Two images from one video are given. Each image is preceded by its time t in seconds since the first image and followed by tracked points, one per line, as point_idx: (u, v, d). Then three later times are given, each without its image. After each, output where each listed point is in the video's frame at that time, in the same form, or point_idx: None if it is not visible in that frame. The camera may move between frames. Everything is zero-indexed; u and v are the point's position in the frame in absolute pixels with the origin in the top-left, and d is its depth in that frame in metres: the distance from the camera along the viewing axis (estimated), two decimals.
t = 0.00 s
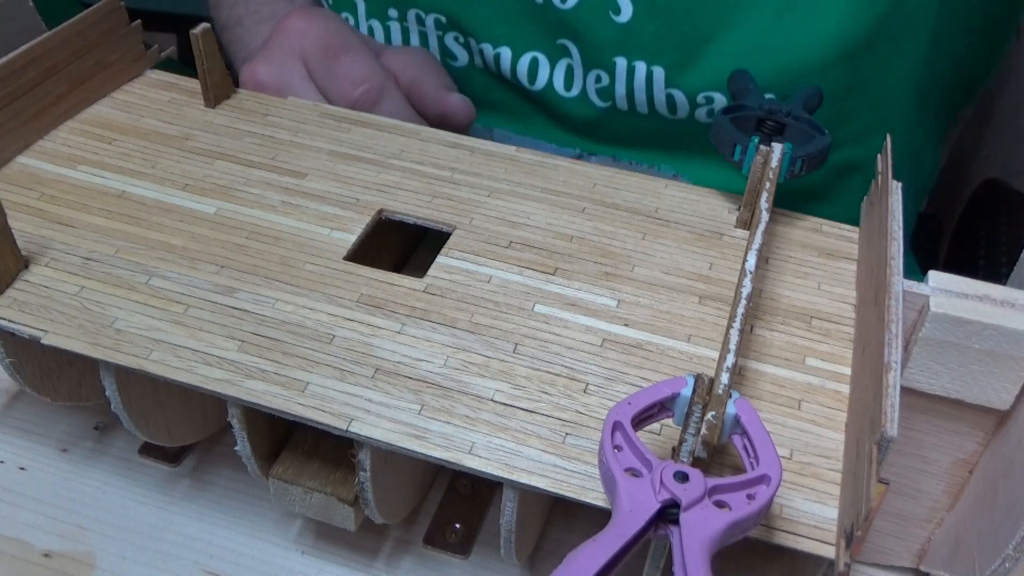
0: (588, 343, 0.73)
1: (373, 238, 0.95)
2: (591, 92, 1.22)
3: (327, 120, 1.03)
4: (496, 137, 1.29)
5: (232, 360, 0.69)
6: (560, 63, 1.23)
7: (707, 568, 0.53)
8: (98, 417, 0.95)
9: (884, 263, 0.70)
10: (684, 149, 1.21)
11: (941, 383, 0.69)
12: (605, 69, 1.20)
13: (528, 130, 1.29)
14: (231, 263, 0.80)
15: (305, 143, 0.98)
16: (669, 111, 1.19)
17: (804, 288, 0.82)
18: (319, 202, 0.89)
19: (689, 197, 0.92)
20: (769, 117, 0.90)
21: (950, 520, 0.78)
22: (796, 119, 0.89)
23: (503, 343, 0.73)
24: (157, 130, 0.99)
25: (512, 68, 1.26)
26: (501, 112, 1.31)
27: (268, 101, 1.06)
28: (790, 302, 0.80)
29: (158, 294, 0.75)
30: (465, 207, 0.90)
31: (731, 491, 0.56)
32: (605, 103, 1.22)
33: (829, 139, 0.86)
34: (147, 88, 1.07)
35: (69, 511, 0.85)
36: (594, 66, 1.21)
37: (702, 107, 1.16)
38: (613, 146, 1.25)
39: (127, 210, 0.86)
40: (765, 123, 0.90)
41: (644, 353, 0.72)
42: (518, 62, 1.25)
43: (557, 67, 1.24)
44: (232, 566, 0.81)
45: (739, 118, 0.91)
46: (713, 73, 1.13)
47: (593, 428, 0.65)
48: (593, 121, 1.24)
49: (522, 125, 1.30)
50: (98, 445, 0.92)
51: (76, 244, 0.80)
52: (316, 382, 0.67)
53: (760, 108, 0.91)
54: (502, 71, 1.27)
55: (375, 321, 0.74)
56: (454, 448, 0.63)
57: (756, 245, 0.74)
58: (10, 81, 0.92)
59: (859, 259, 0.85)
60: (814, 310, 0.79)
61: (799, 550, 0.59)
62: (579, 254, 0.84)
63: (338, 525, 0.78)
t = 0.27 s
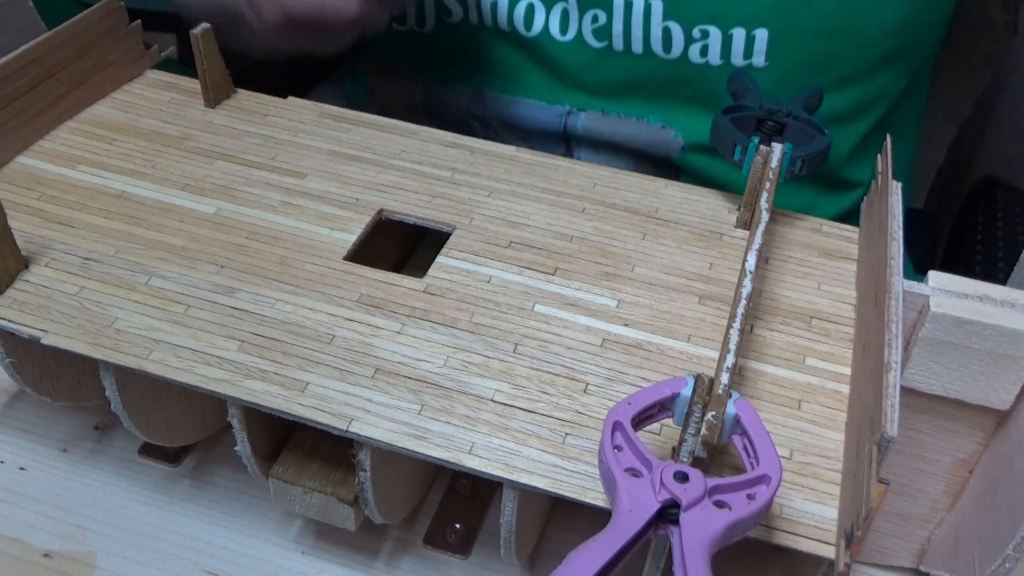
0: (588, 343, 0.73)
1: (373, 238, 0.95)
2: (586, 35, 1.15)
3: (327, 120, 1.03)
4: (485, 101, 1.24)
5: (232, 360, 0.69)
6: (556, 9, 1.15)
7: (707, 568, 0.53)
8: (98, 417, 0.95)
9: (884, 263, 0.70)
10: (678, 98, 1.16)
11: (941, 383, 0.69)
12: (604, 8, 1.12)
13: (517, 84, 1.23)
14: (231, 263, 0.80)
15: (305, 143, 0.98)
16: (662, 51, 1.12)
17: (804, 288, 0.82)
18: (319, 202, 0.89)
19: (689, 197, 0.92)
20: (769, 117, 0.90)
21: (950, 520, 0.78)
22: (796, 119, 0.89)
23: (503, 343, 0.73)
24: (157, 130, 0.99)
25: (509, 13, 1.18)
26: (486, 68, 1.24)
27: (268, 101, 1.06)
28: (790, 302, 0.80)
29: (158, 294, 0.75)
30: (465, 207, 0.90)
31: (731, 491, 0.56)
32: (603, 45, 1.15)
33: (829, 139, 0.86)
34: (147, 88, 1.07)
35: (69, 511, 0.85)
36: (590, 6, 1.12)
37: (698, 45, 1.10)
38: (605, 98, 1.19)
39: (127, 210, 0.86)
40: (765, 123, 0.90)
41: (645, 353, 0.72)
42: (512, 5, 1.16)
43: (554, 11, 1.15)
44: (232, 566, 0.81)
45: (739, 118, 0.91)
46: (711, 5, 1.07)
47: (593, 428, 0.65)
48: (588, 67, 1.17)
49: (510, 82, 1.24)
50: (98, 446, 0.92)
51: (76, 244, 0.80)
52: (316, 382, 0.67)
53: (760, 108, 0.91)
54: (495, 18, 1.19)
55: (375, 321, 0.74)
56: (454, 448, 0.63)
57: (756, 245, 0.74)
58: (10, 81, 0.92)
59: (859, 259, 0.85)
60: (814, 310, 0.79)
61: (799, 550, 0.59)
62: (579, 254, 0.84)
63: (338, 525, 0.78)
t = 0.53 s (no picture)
0: (588, 343, 0.73)
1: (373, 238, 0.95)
2: None
3: (327, 120, 1.03)
4: (492, 58, 1.23)
5: (232, 360, 0.69)
6: None
7: (707, 568, 0.53)
8: (98, 417, 0.95)
9: (884, 263, 0.70)
10: (683, 41, 1.11)
11: (941, 383, 0.69)
12: None
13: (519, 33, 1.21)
14: (231, 263, 0.80)
15: (305, 143, 0.98)
16: None
17: (804, 288, 0.82)
18: (318, 202, 0.89)
19: (689, 197, 0.92)
20: (769, 117, 0.90)
21: (950, 520, 0.78)
22: (796, 119, 0.89)
23: (503, 343, 0.73)
24: (157, 130, 0.99)
25: None
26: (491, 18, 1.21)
27: (268, 101, 1.06)
28: (790, 302, 0.80)
29: (158, 294, 0.75)
30: (465, 207, 0.90)
31: (731, 491, 0.56)
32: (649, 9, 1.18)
33: (829, 139, 0.86)
34: (148, 88, 1.07)
35: (69, 511, 0.85)
36: None
37: None
38: (608, 45, 1.15)
39: (127, 210, 0.86)
40: (765, 123, 0.90)
41: (644, 353, 0.72)
42: None
43: None
44: (232, 566, 0.81)
45: (739, 118, 0.91)
46: None
47: (593, 429, 0.65)
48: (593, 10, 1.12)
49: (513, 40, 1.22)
50: (98, 445, 0.92)
51: (76, 244, 0.80)
52: (316, 382, 0.67)
53: (760, 108, 0.91)
54: None
55: (375, 321, 0.74)
56: (454, 448, 0.63)
57: (756, 245, 0.74)
58: (10, 81, 0.92)
59: (859, 259, 0.85)
60: (814, 310, 0.79)
61: (798, 550, 0.59)
62: (579, 254, 0.84)
63: (338, 525, 0.78)
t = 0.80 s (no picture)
0: (588, 343, 0.73)
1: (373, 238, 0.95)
2: None
3: (327, 120, 1.03)
4: (483, 37, 1.22)
5: (232, 360, 0.69)
6: None
7: (707, 568, 0.53)
8: (98, 417, 0.95)
9: (884, 263, 0.70)
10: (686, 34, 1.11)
11: (941, 383, 0.69)
12: None
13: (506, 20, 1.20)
14: (231, 263, 0.80)
15: (305, 143, 0.98)
16: None
17: (804, 288, 0.82)
18: (318, 202, 0.89)
19: (689, 197, 0.92)
20: (769, 117, 0.90)
21: (950, 520, 0.78)
22: (795, 119, 0.89)
23: (503, 343, 0.73)
24: (157, 130, 0.99)
25: None
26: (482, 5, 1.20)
27: (268, 101, 1.06)
28: (790, 302, 0.80)
29: (158, 294, 0.75)
30: (465, 207, 0.90)
31: (731, 491, 0.57)
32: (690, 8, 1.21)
33: (828, 139, 0.86)
34: (148, 88, 1.07)
35: (69, 511, 0.85)
36: None
37: None
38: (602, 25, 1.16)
39: (127, 210, 0.86)
40: (765, 123, 0.90)
41: (644, 353, 0.72)
42: None
43: None
44: (233, 566, 0.81)
45: (739, 118, 0.91)
46: None
47: (593, 429, 0.65)
48: None
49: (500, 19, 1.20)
50: (98, 445, 0.92)
51: (76, 244, 0.80)
52: (317, 382, 0.67)
53: (760, 108, 0.91)
54: None
55: (375, 321, 0.74)
56: (454, 448, 0.63)
57: (756, 245, 0.74)
58: (11, 81, 0.92)
59: (859, 259, 0.85)
60: (814, 310, 0.79)
61: (798, 550, 0.59)
62: (579, 254, 0.84)
63: (338, 525, 0.79)
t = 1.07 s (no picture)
0: (588, 343, 0.73)
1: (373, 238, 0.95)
2: None
3: (327, 120, 1.03)
4: (478, 37, 1.20)
5: (232, 360, 0.69)
6: None
7: (707, 568, 0.53)
8: (98, 417, 0.95)
9: (884, 263, 0.70)
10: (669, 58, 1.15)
11: (941, 383, 0.69)
12: None
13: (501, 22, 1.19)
14: (231, 263, 0.80)
15: (305, 143, 0.98)
16: None
17: (804, 288, 0.82)
18: (318, 202, 0.89)
19: (689, 197, 0.92)
20: (769, 117, 0.90)
21: (950, 520, 0.78)
22: (795, 119, 0.90)
23: (503, 343, 0.73)
24: (157, 130, 0.99)
25: None
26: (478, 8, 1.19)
27: (268, 101, 1.06)
28: (790, 302, 0.80)
29: (158, 294, 0.75)
30: (465, 207, 0.90)
31: (731, 491, 0.56)
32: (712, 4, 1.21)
33: (828, 139, 0.86)
34: (148, 88, 1.07)
35: (69, 511, 0.85)
36: None
37: None
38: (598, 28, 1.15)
39: (127, 210, 0.86)
40: (765, 123, 0.90)
41: (645, 353, 0.72)
42: None
43: None
44: (233, 566, 0.81)
45: (739, 118, 0.91)
46: None
47: (593, 429, 0.65)
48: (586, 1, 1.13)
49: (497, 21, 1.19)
50: (98, 446, 0.92)
51: (76, 244, 0.80)
52: (316, 382, 0.67)
53: (760, 108, 0.91)
54: None
55: (375, 321, 0.74)
56: (454, 448, 0.63)
57: (756, 245, 0.74)
58: (11, 81, 0.92)
59: (859, 259, 0.85)
60: (814, 310, 0.79)
61: (799, 550, 0.59)
62: (579, 254, 0.84)
63: (338, 525, 0.78)
